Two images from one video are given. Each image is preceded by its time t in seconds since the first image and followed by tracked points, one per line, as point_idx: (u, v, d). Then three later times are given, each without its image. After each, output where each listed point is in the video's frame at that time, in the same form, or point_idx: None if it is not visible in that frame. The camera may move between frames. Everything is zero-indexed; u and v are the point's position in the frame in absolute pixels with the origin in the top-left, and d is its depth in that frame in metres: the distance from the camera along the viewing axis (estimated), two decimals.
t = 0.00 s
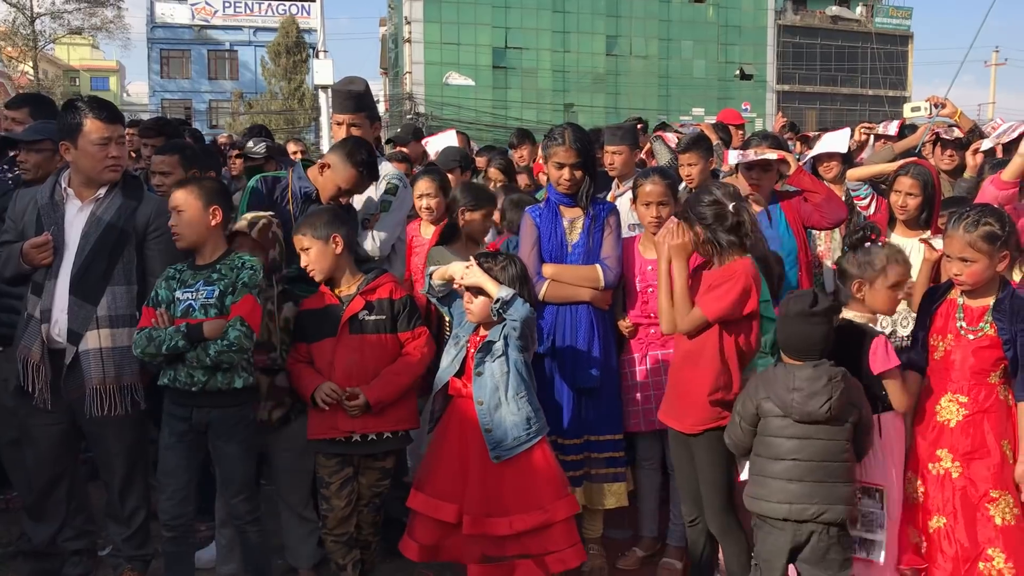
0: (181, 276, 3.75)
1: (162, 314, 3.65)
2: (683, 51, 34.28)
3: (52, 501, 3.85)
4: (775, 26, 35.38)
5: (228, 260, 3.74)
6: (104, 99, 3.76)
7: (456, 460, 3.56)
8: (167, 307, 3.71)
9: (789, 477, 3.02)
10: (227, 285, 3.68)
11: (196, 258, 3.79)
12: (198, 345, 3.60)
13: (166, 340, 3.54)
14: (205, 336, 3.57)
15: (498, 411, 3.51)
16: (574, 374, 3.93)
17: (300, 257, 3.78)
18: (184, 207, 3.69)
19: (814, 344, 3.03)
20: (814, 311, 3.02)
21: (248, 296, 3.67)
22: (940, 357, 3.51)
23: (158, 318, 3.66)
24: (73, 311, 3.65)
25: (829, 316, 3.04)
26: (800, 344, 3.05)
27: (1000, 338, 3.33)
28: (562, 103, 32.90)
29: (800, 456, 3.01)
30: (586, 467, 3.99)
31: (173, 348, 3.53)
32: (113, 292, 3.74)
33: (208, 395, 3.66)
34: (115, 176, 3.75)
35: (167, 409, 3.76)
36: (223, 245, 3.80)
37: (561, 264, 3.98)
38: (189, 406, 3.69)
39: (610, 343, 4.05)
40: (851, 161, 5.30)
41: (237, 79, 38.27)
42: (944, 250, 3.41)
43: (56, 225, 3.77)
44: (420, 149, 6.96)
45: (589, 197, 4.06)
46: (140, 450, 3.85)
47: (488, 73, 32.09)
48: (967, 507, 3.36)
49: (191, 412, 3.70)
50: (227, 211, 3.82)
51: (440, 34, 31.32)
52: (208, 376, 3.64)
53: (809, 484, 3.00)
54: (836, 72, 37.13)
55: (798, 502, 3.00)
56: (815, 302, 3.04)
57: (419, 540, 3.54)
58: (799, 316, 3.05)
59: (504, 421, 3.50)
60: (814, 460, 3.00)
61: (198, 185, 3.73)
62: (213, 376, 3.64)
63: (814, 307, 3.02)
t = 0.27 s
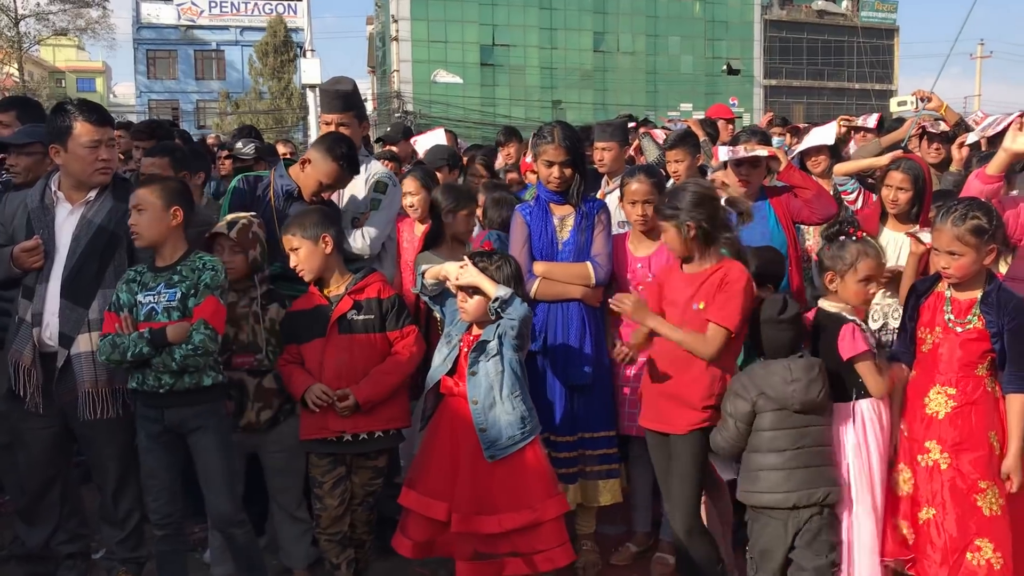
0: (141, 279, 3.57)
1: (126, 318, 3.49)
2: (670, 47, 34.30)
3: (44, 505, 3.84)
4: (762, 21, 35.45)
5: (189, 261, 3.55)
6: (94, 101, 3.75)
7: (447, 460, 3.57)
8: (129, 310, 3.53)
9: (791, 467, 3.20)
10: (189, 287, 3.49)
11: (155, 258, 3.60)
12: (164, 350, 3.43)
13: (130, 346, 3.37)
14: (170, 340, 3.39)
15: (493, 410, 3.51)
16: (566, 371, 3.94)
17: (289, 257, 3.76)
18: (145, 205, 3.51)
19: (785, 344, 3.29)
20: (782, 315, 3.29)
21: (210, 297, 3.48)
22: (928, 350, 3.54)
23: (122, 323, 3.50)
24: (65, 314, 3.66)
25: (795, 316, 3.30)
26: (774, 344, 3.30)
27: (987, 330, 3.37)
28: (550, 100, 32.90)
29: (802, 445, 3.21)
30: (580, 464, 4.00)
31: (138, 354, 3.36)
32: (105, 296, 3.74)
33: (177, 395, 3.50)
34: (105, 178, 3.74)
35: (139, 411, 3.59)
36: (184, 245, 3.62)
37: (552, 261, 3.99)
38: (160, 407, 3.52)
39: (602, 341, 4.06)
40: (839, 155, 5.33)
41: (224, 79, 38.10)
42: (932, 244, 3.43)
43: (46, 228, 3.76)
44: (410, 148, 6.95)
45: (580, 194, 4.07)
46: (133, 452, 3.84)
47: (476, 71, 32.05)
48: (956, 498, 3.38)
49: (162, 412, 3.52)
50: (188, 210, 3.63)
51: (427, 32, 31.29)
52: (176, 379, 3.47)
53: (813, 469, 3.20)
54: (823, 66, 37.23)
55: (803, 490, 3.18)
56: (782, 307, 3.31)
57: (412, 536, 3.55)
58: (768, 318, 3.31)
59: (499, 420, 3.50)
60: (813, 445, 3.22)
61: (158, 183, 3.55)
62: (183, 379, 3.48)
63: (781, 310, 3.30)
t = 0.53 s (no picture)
0: (116, 282, 3.55)
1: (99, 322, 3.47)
2: (655, 45, 34.32)
3: (29, 508, 3.83)
4: (746, 18, 35.52)
5: (164, 264, 3.53)
6: (77, 102, 3.73)
7: (434, 461, 3.57)
8: (104, 314, 3.52)
9: (771, 447, 3.49)
10: (163, 290, 3.47)
11: (131, 262, 3.58)
12: (139, 354, 3.42)
13: (105, 351, 3.37)
14: (144, 344, 3.39)
15: (484, 409, 3.52)
16: (553, 370, 3.96)
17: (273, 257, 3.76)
18: (117, 209, 3.50)
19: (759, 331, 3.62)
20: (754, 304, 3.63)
21: (184, 300, 3.47)
22: (907, 345, 3.54)
23: (97, 327, 3.49)
24: (49, 318, 3.67)
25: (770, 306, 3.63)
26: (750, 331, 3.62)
27: (965, 325, 3.38)
28: (536, 97, 32.87)
29: (781, 426, 3.51)
30: (569, 463, 4.01)
31: (112, 359, 3.37)
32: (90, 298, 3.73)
33: (153, 400, 3.47)
34: (89, 180, 3.72)
35: (117, 415, 3.57)
36: (158, 248, 3.60)
37: (537, 261, 3.99)
38: (136, 410, 3.50)
39: (588, 340, 4.07)
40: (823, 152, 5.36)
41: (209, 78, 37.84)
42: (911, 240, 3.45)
43: (29, 231, 3.74)
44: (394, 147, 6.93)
45: (565, 193, 4.07)
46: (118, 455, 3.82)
47: (462, 69, 31.93)
48: (932, 491, 3.36)
49: (139, 416, 3.50)
50: (161, 213, 3.62)
51: (413, 30, 31.20)
52: (151, 383, 3.44)
53: (791, 450, 3.50)
54: (808, 62, 37.34)
55: (784, 470, 3.48)
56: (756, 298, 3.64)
57: (400, 537, 3.54)
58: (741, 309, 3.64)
59: (490, 419, 3.52)
60: (792, 427, 3.52)
61: (131, 186, 3.54)
62: (158, 383, 3.45)
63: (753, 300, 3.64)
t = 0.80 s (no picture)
0: (92, 281, 3.52)
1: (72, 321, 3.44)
2: (638, 38, 34.22)
3: (8, 509, 3.82)
4: (729, 10, 35.49)
5: (143, 265, 3.52)
6: (53, 100, 3.69)
7: (419, 460, 3.59)
8: (78, 313, 3.50)
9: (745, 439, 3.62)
10: (142, 292, 3.46)
11: (108, 262, 3.56)
12: (113, 355, 3.39)
13: (79, 350, 3.35)
14: (121, 346, 3.36)
15: (469, 408, 3.54)
16: (535, 369, 3.98)
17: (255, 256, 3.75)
18: (95, 209, 3.48)
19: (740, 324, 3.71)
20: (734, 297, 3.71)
21: (164, 304, 3.46)
22: (884, 344, 3.58)
23: (71, 326, 3.47)
24: (27, 316, 3.66)
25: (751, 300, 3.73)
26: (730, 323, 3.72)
27: (941, 324, 3.42)
28: (520, 91, 32.82)
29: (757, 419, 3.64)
30: (553, 461, 4.04)
31: (87, 359, 3.35)
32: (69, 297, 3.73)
33: (120, 403, 3.45)
34: (67, 178, 3.70)
35: (82, 417, 3.54)
36: (137, 249, 3.59)
37: (519, 259, 4.00)
38: (101, 413, 3.48)
39: (570, 339, 4.09)
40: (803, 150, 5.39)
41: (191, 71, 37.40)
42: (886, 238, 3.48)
43: (6, 229, 3.72)
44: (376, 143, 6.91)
45: (548, 191, 4.06)
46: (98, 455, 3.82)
47: (445, 61, 31.90)
48: (906, 488, 3.39)
49: (105, 418, 3.47)
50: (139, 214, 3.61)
51: (395, 22, 31.14)
52: (121, 385, 3.43)
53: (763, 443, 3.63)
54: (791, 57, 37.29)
55: (754, 462, 3.61)
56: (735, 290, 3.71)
57: (383, 537, 3.55)
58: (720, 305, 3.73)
59: (475, 417, 3.53)
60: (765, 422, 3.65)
61: (108, 187, 3.52)
62: (129, 385, 3.43)
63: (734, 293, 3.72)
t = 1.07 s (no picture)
0: (88, 270, 3.54)
1: (66, 309, 3.45)
2: (638, 24, 33.87)
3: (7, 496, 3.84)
4: None
5: (140, 258, 3.54)
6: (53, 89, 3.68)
7: (420, 453, 3.63)
8: (72, 301, 3.50)
9: (738, 428, 3.79)
10: (138, 284, 3.47)
11: (104, 251, 3.58)
12: (105, 346, 3.40)
13: (72, 339, 3.35)
14: (114, 336, 3.37)
15: (468, 401, 3.57)
16: (534, 362, 4.00)
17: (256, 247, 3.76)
18: (94, 199, 3.48)
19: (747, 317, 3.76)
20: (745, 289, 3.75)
21: (159, 297, 3.47)
22: (882, 341, 3.61)
23: (63, 315, 3.46)
24: (25, 304, 3.67)
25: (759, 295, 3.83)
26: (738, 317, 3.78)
27: (938, 321, 3.44)
28: (519, 77, 32.66)
29: (750, 409, 3.80)
30: (552, 453, 4.08)
31: (79, 347, 3.34)
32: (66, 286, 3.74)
33: (111, 394, 3.47)
34: (67, 167, 3.70)
35: (77, 409, 3.57)
36: (134, 240, 3.60)
37: (518, 251, 4.01)
38: (94, 406, 3.49)
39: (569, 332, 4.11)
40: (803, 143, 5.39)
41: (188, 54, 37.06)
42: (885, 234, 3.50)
43: (5, 217, 3.72)
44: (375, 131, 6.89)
45: (547, 183, 4.07)
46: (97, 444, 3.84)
47: (443, 48, 31.74)
48: (903, 484, 3.44)
49: (97, 411, 3.49)
50: (139, 204, 3.61)
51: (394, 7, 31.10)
52: (114, 375, 3.44)
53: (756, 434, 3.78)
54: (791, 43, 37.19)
55: (743, 450, 3.77)
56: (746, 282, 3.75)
57: (385, 529, 3.59)
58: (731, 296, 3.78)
59: (475, 410, 3.57)
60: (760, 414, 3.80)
61: (107, 176, 3.52)
62: (121, 376, 3.45)
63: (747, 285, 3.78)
